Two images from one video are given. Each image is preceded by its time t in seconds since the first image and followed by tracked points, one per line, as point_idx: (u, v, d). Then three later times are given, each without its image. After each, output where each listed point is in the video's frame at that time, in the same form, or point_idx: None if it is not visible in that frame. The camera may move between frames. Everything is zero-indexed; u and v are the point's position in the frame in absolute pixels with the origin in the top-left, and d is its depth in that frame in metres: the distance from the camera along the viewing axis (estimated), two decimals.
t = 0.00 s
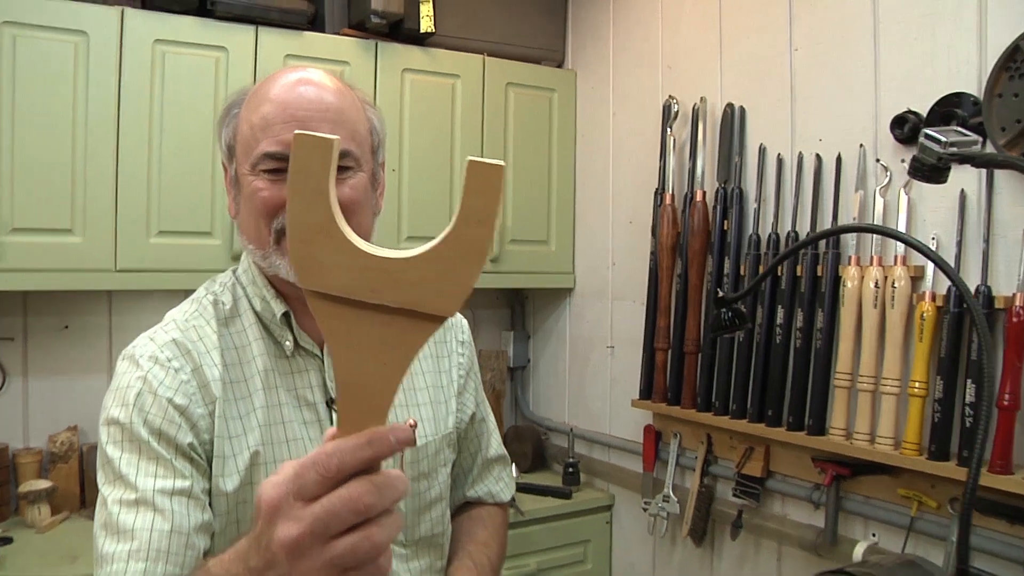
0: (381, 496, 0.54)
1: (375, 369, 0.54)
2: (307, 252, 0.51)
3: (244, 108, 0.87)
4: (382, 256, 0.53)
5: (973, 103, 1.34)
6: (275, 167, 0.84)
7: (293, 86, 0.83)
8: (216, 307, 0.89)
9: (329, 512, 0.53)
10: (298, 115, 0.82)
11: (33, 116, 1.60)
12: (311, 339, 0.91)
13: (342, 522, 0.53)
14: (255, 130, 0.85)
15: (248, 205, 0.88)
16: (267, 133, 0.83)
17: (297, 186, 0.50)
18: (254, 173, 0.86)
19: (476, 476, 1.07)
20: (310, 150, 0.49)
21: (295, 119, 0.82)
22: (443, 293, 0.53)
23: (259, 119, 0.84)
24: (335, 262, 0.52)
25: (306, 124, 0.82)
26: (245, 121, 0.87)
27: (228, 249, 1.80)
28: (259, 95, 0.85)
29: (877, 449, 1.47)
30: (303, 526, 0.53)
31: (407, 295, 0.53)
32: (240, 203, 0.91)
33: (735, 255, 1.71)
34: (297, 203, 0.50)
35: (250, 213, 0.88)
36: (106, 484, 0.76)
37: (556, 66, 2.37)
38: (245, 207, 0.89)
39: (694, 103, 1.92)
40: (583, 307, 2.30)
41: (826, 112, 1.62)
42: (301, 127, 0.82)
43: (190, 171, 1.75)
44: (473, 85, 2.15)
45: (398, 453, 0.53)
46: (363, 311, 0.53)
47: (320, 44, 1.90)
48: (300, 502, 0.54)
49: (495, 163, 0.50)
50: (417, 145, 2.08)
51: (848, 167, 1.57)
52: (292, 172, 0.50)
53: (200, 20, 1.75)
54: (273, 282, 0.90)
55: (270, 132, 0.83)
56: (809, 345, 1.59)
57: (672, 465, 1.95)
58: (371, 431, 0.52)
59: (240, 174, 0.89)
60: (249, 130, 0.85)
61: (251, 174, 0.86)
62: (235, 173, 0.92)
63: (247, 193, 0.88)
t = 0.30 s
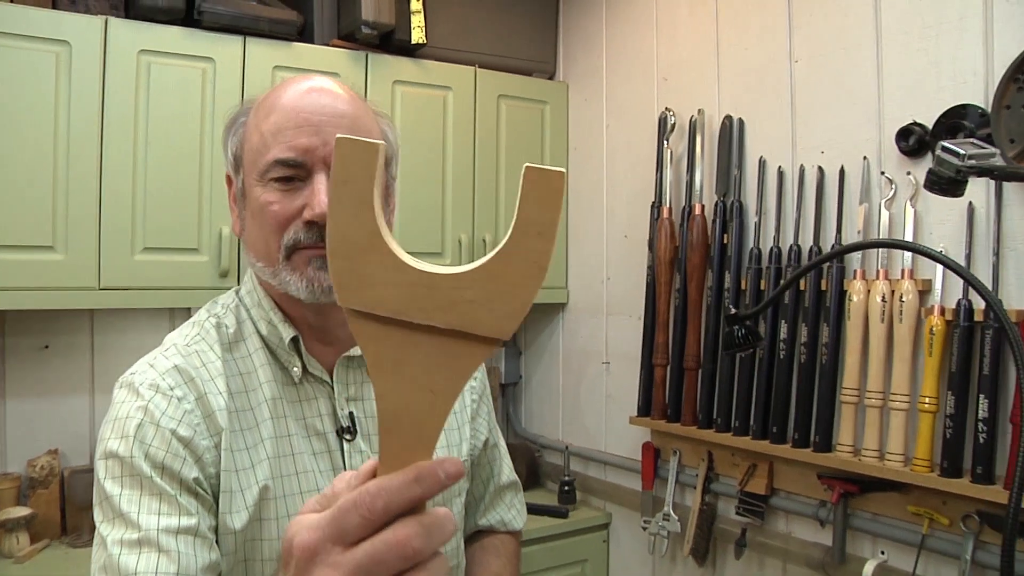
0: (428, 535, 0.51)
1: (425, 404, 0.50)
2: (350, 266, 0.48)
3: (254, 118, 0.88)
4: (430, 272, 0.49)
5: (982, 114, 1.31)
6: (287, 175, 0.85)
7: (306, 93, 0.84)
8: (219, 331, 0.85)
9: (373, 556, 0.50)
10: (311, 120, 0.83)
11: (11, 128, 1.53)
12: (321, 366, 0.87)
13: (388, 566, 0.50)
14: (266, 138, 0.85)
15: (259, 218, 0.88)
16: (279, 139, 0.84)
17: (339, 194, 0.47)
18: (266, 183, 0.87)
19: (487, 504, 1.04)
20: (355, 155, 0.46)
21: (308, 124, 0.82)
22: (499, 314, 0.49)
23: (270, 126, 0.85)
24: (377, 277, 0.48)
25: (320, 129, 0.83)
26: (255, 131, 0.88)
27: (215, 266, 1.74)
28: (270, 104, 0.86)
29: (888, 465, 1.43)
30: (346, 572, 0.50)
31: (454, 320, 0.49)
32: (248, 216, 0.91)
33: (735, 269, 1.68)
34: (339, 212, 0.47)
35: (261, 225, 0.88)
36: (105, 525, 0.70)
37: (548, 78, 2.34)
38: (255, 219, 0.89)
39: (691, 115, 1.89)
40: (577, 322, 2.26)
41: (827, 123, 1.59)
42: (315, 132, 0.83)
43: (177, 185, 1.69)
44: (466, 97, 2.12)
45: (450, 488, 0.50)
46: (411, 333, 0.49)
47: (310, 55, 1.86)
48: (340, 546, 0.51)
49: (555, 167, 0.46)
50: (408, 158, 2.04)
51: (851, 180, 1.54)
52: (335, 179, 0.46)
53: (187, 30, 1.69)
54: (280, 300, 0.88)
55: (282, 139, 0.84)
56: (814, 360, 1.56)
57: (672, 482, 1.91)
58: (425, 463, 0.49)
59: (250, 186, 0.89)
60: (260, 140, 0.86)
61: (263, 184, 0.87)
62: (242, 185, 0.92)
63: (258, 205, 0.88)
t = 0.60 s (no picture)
0: None
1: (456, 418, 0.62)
2: (431, 264, 0.63)
3: (257, 134, 0.86)
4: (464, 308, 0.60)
5: (1008, 129, 1.27)
6: (291, 192, 0.82)
7: (311, 107, 0.82)
8: (223, 354, 0.82)
9: None
10: (316, 134, 0.81)
11: (15, 141, 1.51)
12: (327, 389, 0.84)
13: None
14: (269, 153, 0.83)
15: (262, 237, 0.85)
16: (284, 155, 0.81)
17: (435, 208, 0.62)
18: (269, 202, 0.84)
19: (502, 532, 1.00)
20: (447, 180, 0.61)
21: (314, 139, 0.81)
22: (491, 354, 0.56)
23: (275, 141, 0.82)
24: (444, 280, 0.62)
25: (326, 144, 0.81)
26: (258, 147, 0.85)
27: (219, 283, 1.70)
28: (274, 118, 0.84)
29: (912, 491, 1.38)
30: None
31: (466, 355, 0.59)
32: (251, 236, 0.87)
33: (750, 287, 1.64)
34: (432, 224, 0.63)
35: (264, 245, 0.85)
36: (102, 560, 0.66)
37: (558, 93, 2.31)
38: (258, 238, 0.85)
39: (705, 130, 1.86)
40: (587, 340, 2.23)
41: (845, 139, 1.56)
42: (321, 147, 0.81)
43: (183, 200, 1.67)
44: (475, 112, 2.09)
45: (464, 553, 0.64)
46: (448, 350, 0.61)
47: (318, 69, 1.83)
48: None
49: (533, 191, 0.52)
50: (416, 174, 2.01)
51: (870, 197, 1.50)
52: (437, 195, 0.62)
53: (193, 42, 1.67)
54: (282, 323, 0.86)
55: (287, 155, 0.81)
56: (832, 382, 1.51)
57: (685, 505, 1.86)
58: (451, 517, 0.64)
59: (252, 204, 0.86)
60: (263, 156, 0.83)
61: (266, 202, 0.84)
62: (244, 203, 0.89)
63: (260, 223, 0.85)
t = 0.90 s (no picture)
0: None
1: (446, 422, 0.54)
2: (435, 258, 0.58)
3: (272, 140, 0.84)
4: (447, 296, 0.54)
5: None
6: (307, 200, 0.80)
7: (329, 113, 0.80)
8: (230, 368, 0.80)
9: None
10: (334, 141, 0.79)
11: (33, 149, 1.51)
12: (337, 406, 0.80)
13: None
14: (285, 160, 0.81)
15: (274, 247, 0.82)
16: (300, 162, 0.79)
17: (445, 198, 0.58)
18: (283, 210, 0.81)
19: (518, 557, 0.99)
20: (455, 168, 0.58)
21: (332, 145, 0.79)
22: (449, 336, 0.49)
23: (291, 147, 0.80)
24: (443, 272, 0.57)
25: (344, 151, 0.79)
26: (273, 153, 0.83)
27: (238, 292, 1.69)
28: (290, 124, 0.82)
29: (949, 516, 1.31)
30: None
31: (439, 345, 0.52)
32: (263, 246, 0.85)
33: (779, 302, 1.60)
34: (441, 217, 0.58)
35: (276, 255, 0.82)
36: None
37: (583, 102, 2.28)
38: (270, 247, 0.83)
39: (732, 140, 1.81)
40: (611, 354, 2.18)
41: (878, 149, 1.50)
42: (338, 154, 0.79)
43: (201, 209, 1.66)
44: (499, 121, 2.06)
45: (454, 568, 0.59)
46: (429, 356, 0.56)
47: (339, 77, 1.82)
48: None
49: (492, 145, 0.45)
50: (437, 184, 1.99)
51: (905, 209, 1.45)
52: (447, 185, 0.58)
53: (214, 50, 1.67)
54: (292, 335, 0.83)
55: (302, 161, 0.79)
56: (864, 400, 1.45)
57: (709, 525, 1.80)
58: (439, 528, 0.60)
59: (265, 212, 0.84)
60: (279, 162, 0.81)
61: (280, 210, 0.81)
62: (257, 211, 0.87)
63: (273, 232, 0.82)
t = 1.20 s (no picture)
0: None
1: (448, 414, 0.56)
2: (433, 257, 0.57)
3: (296, 142, 0.83)
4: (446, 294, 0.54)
5: None
6: (330, 203, 0.79)
7: (354, 115, 0.79)
8: (249, 377, 0.80)
9: None
10: (359, 142, 0.77)
11: (66, 156, 1.53)
12: (359, 418, 0.80)
13: None
14: (309, 162, 0.79)
15: (297, 251, 0.81)
16: (323, 164, 0.78)
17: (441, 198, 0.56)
18: (307, 213, 0.80)
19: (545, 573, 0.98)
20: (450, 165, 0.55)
21: (356, 147, 0.77)
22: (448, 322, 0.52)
23: (315, 149, 0.79)
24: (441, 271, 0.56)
25: (368, 153, 0.77)
26: (297, 156, 0.82)
27: (267, 300, 1.69)
28: (315, 126, 0.81)
29: (995, 537, 1.26)
30: None
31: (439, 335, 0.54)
32: (285, 250, 0.84)
33: (817, 311, 1.55)
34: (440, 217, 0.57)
35: (299, 259, 0.81)
36: None
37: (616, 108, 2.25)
38: (293, 252, 0.82)
39: (769, 145, 1.77)
40: (645, 363, 2.14)
41: (922, 153, 1.45)
42: (362, 156, 0.77)
43: (232, 216, 1.66)
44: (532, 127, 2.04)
45: None
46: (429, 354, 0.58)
47: (370, 84, 1.81)
48: None
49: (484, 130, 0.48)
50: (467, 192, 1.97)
51: (949, 217, 1.39)
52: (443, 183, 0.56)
53: (245, 57, 1.67)
54: (314, 342, 0.82)
55: (326, 163, 0.78)
56: (906, 414, 1.39)
57: (744, 539, 1.75)
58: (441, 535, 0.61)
59: (288, 215, 0.82)
60: (302, 164, 0.80)
61: (303, 213, 0.80)
62: (280, 215, 0.86)
63: (296, 236, 0.81)
